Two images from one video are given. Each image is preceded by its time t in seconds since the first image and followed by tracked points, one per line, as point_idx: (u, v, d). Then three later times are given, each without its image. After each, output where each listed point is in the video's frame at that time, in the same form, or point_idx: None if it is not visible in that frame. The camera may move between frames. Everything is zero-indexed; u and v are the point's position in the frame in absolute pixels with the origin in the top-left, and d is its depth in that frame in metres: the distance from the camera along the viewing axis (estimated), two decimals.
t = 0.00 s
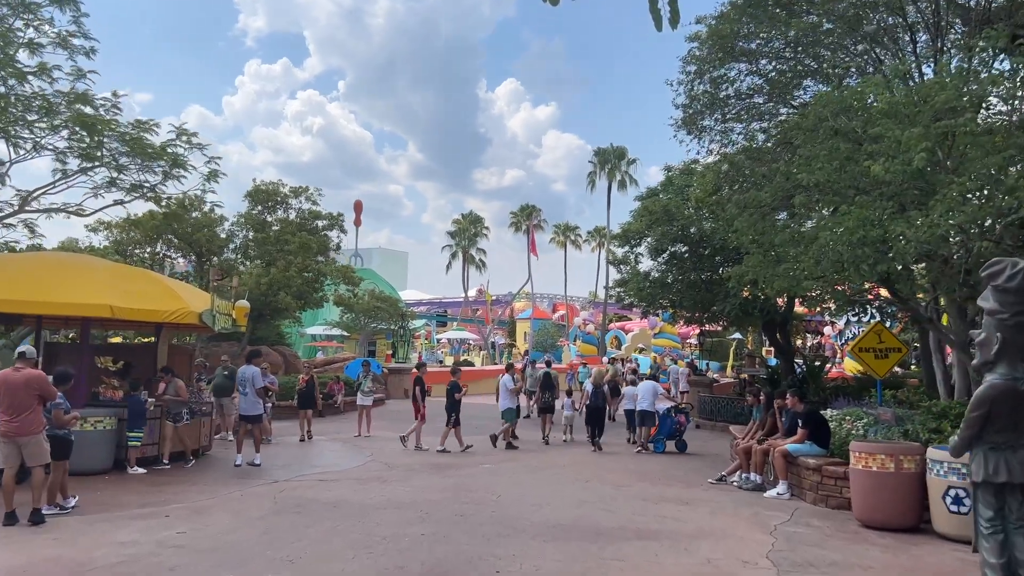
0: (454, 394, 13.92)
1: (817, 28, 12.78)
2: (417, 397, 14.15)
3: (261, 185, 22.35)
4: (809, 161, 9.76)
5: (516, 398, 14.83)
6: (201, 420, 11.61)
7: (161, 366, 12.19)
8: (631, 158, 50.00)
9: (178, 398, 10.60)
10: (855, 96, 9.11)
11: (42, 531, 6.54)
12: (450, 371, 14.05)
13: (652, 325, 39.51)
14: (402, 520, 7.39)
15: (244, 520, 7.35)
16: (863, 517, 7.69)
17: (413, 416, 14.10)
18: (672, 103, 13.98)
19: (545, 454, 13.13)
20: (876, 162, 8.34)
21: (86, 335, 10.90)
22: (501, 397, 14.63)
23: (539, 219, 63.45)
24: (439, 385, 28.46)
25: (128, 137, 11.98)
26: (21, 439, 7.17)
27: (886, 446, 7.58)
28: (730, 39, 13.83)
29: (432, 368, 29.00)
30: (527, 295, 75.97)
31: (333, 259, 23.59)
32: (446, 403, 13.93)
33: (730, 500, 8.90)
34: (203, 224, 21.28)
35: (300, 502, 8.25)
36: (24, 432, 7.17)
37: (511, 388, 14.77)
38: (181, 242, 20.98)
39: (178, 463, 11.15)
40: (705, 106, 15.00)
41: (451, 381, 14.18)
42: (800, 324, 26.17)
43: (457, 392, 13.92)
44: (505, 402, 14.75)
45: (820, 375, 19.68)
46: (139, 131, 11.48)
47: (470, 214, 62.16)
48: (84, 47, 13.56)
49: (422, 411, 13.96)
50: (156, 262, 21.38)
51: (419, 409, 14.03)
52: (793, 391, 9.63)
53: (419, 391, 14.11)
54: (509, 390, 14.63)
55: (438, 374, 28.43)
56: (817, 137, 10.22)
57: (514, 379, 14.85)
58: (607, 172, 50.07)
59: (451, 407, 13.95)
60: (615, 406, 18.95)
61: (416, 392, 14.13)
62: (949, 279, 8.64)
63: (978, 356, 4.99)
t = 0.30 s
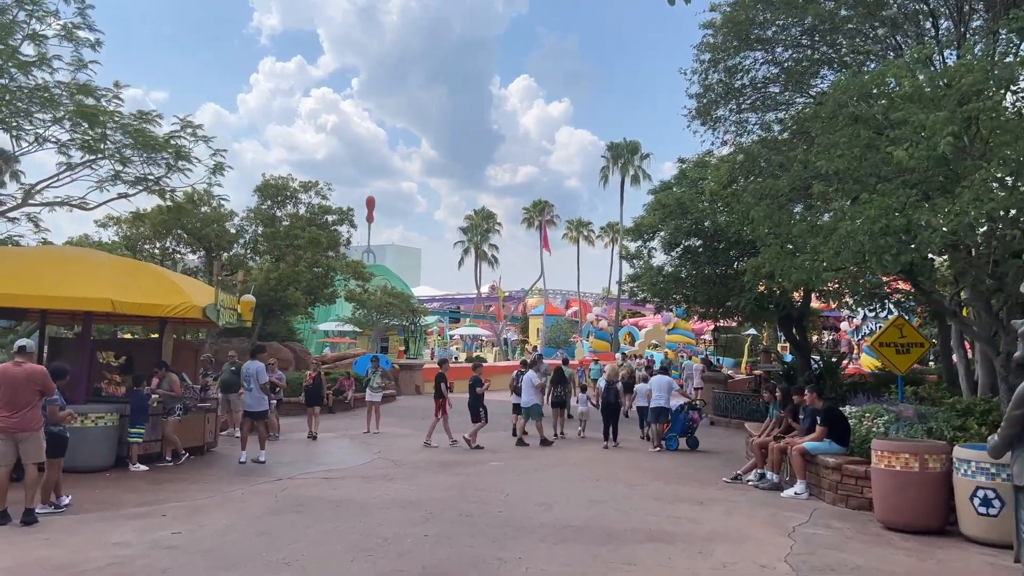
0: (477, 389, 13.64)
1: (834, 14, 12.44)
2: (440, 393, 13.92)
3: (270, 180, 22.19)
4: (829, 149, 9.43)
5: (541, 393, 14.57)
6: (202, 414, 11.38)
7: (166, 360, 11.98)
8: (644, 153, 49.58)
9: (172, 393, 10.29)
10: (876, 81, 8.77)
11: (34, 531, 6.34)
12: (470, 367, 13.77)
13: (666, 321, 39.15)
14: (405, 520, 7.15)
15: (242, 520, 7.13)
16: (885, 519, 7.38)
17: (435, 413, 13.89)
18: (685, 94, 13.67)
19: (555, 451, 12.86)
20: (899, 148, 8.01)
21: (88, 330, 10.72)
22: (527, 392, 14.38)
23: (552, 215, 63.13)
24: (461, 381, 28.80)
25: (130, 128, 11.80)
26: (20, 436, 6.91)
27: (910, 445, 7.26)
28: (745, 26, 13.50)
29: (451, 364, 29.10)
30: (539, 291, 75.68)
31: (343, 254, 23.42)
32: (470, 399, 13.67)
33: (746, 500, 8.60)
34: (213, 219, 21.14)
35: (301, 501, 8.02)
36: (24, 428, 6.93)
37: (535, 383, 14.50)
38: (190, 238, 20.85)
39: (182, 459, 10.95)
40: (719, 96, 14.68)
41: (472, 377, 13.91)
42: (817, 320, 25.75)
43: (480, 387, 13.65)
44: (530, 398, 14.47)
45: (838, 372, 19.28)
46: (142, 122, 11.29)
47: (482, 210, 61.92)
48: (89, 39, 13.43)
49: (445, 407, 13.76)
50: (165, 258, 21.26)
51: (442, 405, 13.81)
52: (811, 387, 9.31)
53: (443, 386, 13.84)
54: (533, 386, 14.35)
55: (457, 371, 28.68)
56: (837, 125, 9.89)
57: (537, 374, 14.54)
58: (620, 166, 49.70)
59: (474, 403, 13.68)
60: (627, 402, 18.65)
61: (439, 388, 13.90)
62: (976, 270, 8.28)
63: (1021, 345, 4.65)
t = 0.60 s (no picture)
0: (510, 387, 13.39)
1: None
2: (472, 390, 13.66)
3: (287, 174, 22.04)
4: (859, 136, 9.06)
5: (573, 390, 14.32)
6: (214, 411, 11.20)
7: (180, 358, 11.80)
8: (664, 146, 49.03)
9: (178, 389, 10.05)
10: (909, 63, 8.40)
11: (35, 532, 6.17)
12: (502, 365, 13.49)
13: (687, 316, 38.67)
14: (416, 522, 6.90)
15: (249, 521, 6.92)
16: (919, 523, 7.03)
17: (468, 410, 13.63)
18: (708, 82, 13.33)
19: (574, 449, 12.56)
20: (935, 132, 7.64)
21: (100, 325, 10.59)
22: (561, 389, 14.13)
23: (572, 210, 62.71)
24: (493, 375, 29.40)
25: (141, 120, 11.63)
26: (31, 434, 6.71)
27: (947, 446, 6.90)
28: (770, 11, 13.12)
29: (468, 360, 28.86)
30: (559, 286, 75.29)
31: (360, 249, 23.25)
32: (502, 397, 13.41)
33: (772, 501, 8.27)
34: (229, 214, 21.03)
35: (311, 501, 7.80)
36: (39, 425, 6.75)
37: (569, 380, 14.24)
38: (207, 233, 20.76)
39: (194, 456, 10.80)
40: (742, 84, 14.30)
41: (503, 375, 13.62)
42: (842, 315, 25.23)
43: (512, 385, 13.37)
44: (563, 395, 14.18)
45: (864, 368, 18.79)
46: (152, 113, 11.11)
47: (501, 205, 61.63)
48: (102, 32, 13.30)
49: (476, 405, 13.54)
50: (183, 253, 21.17)
51: (475, 402, 13.57)
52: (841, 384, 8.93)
53: (475, 383, 13.57)
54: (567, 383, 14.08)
55: (490, 366, 29.26)
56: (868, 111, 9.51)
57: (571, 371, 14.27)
58: (641, 160, 49.20)
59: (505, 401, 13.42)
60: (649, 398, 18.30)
61: (471, 385, 13.65)
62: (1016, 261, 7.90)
63: None
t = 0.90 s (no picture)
0: (550, 382, 13.13)
1: None
2: (509, 385, 13.41)
3: (308, 167, 21.91)
4: (899, 119, 8.70)
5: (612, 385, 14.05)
6: (232, 404, 11.14)
7: (200, 351, 11.65)
8: (690, 138, 48.41)
9: (193, 384, 9.86)
10: (952, 42, 8.01)
11: (44, 530, 6.01)
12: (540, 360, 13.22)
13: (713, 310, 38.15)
14: (436, 522, 6.66)
15: (264, 520, 6.72)
16: (965, 526, 6.67)
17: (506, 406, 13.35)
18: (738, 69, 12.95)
19: (599, 445, 12.27)
20: (983, 112, 7.27)
21: (117, 319, 10.45)
22: (598, 384, 13.82)
23: (596, 203, 62.23)
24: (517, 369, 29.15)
25: (159, 110, 11.48)
26: (51, 431, 6.35)
27: (995, 445, 6.53)
28: None
29: (492, 354, 28.63)
30: (583, 280, 74.84)
31: (383, 243, 23.08)
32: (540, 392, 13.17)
33: (807, 502, 7.93)
34: (251, 207, 20.95)
35: (329, 499, 7.59)
36: (58, 421, 6.37)
37: (608, 375, 13.95)
38: (229, 226, 20.69)
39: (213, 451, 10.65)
40: (773, 70, 13.90)
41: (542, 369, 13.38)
42: (874, 308, 24.63)
43: (551, 380, 13.09)
44: (600, 390, 13.88)
45: (898, 363, 18.28)
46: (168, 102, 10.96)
47: (525, 198, 61.31)
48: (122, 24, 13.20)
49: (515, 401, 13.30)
50: (205, 247, 21.12)
51: (513, 397, 13.30)
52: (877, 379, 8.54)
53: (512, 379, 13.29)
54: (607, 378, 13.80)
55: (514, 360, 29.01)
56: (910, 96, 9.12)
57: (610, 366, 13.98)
58: (665, 152, 48.62)
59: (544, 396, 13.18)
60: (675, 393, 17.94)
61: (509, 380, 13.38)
62: None
63: None
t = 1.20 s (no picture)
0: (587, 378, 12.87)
1: None
2: (546, 380, 13.21)
3: (328, 162, 21.76)
4: (939, 105, 8.42)
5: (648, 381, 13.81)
6: (250, 401, 11.03)
7: (217, 347, 11.50)
8: (714, 130, 47.83)
9: (207, 381, 9.68)
10: (993, 24, 7.69)
11: (52, 532, 5.86)
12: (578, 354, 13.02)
13: (738, 305, 37.61)
14: (453, 525, 6.42)
15: (277, 522, 6.52)
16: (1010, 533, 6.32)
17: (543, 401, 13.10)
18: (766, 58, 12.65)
19: (623, 444, 11.97)
20: None
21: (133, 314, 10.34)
22: (633, 379, 13.61)
23: (618, 197, 61.74)
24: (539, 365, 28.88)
25: (174, 102, 11.35)
26: (61, 429, 6.17)
27: None
28: None
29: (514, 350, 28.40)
30: (606, 275, 74.37)
31: (403, 237, 22.90)
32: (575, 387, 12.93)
33: (841, 505, 7.60)
34: (271, 202, 20.81)
35: (344, 500, 7.39)
36: (68, 419, 6.22)
37: (644, 370, 13.69)
38: (249, 221, 20.60)
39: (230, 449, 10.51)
40: (803, 57, 13.56)
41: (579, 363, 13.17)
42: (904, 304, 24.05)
43: (589, 375, 12.81)
44: (637, 386, 13.58)
45: (930, 359, 17.78)
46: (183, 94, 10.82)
47: (547, 193, 60.97)
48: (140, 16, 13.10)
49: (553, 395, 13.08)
50: (226, 242, 21.05)
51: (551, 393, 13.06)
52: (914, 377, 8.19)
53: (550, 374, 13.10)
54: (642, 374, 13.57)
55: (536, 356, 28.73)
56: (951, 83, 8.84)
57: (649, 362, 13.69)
58: (690, 145, 48.06)
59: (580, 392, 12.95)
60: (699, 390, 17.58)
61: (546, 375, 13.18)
62: None
63: None
